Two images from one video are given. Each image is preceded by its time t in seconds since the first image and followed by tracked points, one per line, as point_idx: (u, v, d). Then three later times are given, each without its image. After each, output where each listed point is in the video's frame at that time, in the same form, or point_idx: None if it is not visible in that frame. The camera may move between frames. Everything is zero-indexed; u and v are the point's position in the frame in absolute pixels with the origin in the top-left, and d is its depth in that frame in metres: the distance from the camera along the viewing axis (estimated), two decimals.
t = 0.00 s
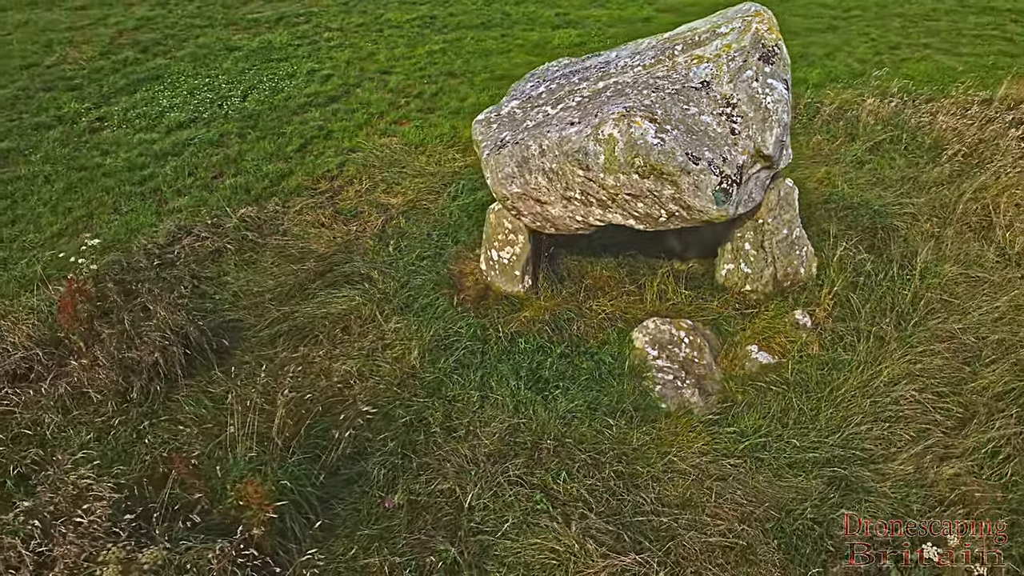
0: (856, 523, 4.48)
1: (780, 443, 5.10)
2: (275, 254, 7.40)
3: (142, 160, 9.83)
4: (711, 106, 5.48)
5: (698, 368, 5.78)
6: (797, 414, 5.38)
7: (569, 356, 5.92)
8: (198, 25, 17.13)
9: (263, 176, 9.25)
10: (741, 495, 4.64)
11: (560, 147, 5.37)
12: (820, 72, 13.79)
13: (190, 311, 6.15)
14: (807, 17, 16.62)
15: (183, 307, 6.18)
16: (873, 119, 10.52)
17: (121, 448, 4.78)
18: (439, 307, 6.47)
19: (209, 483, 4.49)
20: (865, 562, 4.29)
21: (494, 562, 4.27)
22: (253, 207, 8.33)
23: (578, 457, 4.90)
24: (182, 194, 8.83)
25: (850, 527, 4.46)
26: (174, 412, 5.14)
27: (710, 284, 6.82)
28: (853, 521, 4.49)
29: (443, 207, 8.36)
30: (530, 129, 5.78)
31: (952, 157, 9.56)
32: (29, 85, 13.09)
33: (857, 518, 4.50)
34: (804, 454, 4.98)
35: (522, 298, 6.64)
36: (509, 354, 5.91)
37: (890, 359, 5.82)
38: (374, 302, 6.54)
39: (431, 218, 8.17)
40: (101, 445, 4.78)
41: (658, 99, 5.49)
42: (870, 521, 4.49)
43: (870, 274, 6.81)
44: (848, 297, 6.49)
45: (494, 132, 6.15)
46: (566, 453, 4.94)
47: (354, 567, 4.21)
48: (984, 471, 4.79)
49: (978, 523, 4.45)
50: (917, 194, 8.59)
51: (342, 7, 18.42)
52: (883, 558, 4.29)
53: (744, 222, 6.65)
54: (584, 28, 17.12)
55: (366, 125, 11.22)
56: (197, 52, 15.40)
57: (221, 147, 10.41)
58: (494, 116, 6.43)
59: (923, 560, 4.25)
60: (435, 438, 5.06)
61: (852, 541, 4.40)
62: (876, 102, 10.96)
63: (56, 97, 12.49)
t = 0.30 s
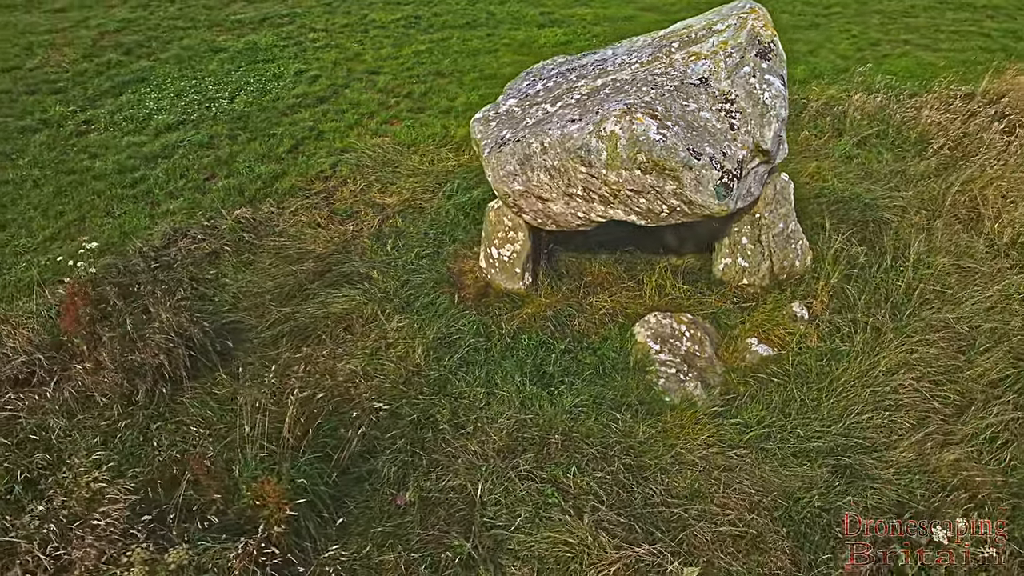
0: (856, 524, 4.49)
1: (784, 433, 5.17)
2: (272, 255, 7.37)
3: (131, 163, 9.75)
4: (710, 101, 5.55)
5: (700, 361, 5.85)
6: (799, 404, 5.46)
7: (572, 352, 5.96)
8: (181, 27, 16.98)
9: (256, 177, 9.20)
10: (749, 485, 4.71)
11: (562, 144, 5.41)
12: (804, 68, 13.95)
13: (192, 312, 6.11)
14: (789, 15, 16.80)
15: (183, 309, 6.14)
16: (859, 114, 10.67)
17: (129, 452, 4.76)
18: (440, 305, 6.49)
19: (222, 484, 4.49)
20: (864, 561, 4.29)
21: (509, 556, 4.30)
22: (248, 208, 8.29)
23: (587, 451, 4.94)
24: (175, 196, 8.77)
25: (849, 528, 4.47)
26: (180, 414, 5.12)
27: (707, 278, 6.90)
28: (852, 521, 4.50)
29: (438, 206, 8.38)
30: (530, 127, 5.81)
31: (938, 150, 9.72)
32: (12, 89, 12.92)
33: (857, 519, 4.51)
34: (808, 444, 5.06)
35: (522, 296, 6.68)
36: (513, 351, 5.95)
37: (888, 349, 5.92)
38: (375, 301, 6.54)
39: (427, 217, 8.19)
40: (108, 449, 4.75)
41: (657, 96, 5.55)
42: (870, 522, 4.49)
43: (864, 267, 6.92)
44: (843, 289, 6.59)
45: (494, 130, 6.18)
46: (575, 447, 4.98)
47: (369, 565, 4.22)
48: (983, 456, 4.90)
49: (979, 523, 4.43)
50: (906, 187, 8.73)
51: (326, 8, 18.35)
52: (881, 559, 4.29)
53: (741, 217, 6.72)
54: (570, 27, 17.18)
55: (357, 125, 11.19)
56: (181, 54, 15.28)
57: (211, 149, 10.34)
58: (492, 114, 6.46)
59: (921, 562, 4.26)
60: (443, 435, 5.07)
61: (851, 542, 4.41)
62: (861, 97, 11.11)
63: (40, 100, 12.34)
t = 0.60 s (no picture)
0: (856, 523, 4.50)
1: (788, 425, 5.25)
2: (270, 257, 7.35)
3: (122, 167, 9.66)
4: (709, 99, 5.62)
5: (702, 356, 5.92)
6: (801, 396, 5.54)
7: (575, 349, 6.01)
8: (164, 30, 16.84)
9: (249, 180, 9.16)
10: (756, 476, 4.77)
11: (563, 143, 5.45)
12: (789, 66, 14.11)
13: (193, 315, 6.09)
14: (772, 14, 16.99)
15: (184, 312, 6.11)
16: (846, 111, 10.82)
17: (137, 456, 4.74)
18: (442, 304, 6.51)
19: (234, 487, 4.49)
20: (865, 562, 4.29)
21: (523, 551, 4.33)
22: (243, 211, 8.26)
23: (595, 446, 4.99)
24: (168, 199, 8.71)
25: (850, 527, 4.48)
26: (186, 418, 5.10)
27: (705, 274, 6.98)
28: (852, 521, 4.50)
29: (434, 206, 8.40)
30: (531, 126, 5.85)
31: (924, 146, 9.89)
32: None
33: (857, 518, 4.52)
34: (811, 435, 5.14)
35: (523, 294, 6.72)
36: (517, 349, 5.98)
37: (885, 341, 6.02)
38: (377, 301, 6.54)
39: (423, 217, 8.20)
40: (116, 453, 4.73)
41: (657, 94, 5.61)
42: (869, 521, 4.51)
43: (858, 261, 7.03)
44: (839, 283, 6.70)
45: (494, 130, 6.22)
46: (583, 443, 5.03)
47: (385, 563, 4.24)
48: (982, 444, 5.01)
49: (978, 522, 4.46)
50: (894, 183, 8.87)
51: (311, 10, 18.27)
52: (882, 559, 4.31)
53: (738, 213, 6.81)
54: (555, 28, 17.25)
55: (348, 127, 11.17)
56: (165, 57, 15.15)
57: (202, 152, 10.28)
58: (491, 114, 6.49)
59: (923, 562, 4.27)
60: (452, 432, 5.09)
61: (852, 541, 4.41)
62: (847, 95, 11.27)
63: (25, 105, 12.19)
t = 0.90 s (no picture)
0: (857, 523, 4.52)
1: (791, 420, 5.33)
2: (269, 262, 7.34)
3: (113, 174, 9.59)
4: (708, 100, 5.70)
5: (703, 354, 5.99)
6: (802, 391, 5.63)
7: (578, 348, 6.06)
8: (148, 36, 16.72)
9: (243, 186, 9.14)
10: (762, 470, 4.85)
11: (566, 145, 5.50)
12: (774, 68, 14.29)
13: (196, 321, 6.07)
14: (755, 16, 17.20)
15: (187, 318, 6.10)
16: (832, 112, 10.99)
17: (147, 463, 4.73)
18: (444, 306, 6.54)
19: (248, 493, 4.50)
20: (865, 561, 4.31)
21: (537, 549, 4.37)
22: (239, 217, 8.23)
23: (603, 444, 5.04)
24: (162, 206, 8.66)
25: (850, 528, 4.50)
26: (194, 424, 5.10)
27: (702, 273, 7.06)
28: (853, 521, 4.53)
29: (431, 210, 8.42)
30: (532, 129, 5.90)
31: (909, 144, 10.06)
32: None
33: (857, 519, 4.54)
34: (814, 429, 5.22)
35: (524, 295, 6.77)
36: (520, 349, 6.02)
37: (881, 335, 6.13)
38: (379, 304, 6.55)
39: (420, 220, 8.22)
40: (124, 461, 4.71)
41: (657, 95, 5.68)
42: (870, 522, 4.53)
43: (852, 258, 7.15)
44: (834, 280, 6.81)
45: (494, 133, 6.26)
46: (590, 441, 5.07)
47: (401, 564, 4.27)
48: (981, 434, 5.12)
49: (978, 522, 4.46)
50: (882, 181, 9.02)
51: (295, 16, 18.23)
52: (883, 559, 4.32)
53: (735, 212, 6.89)
54: (541, 31, 17.34)
55: (339, 132, 11.17)
56: (151, 63, 15.05)
57: (194, 158, 10.23)
58: (489, 117, 6.53)
59: (923, 562, 4.28)
60: (460, 433, 5.12)
61: (852, 541, 4.43)
62: (832, 96, 11.44)
63: (10, 113, 12.06)
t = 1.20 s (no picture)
0: (857, 524, 4.53)
1: (794, 417, 5.41)
2: (268, 269, 7.33)
3: (104, 183, 9.52)
4: (706, 103, 5.78)
5: (704, 354, 6.06)
6: (803, 388, 5.71)
7: (581, 350, 6.10)
8: (133, 45, 16.62)
9: (238, 193, 9.11)
10: (769, 467, 4.91)
11: (568, 148, 5.57)
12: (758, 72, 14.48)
13: (199, 329, 6.06)
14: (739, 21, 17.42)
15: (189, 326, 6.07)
16: (819, 115, 11.17)
17: (157, 471, 4.72)
18: (446, 310, 6.56)
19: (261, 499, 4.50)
20: (865, 561, 4.31)
21: (551, 549, 4.39)
22: (235, 224, 8.21)
23: (611, 444, 5.07)
24: (156, 215, 8.61)
25: (850, 528, 4.51)
26: (201, 433, 5.08)
27: (700, 274, 7.14)
28: (853, 522, 4.54)
29: (427, 215, 8.45)
30: (533, 133, 5.96)
31: (896, 145, 10.24)
32: None
33: (858, 520, 4.55)
34: (818, 425, 5.30)
35: (524, 299, 6.81)
36: (524, 352, 6.06)
37: (878, 332, 6.23)
38: (380, 309, 6.56)
39: (417, 226, 8.24)
40: (134, 470, 4.69)
41: (656, 99, 5.76)
42: (870, 522, 4.53)
43: (845, 258, 7.28)
44: (829, 280, 6.93)
45: (494, 137, 6.31)
46: (598, 442, 5.11)
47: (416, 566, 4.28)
48: (980, 427, 5.22)
49: (980, 523, 4.47)
50: (871, 181, 9.17)
51: (281, 23, 18.20)
52: (883, 559, 4.33)
53: (731, 213, 6.98)
54: (528, 37, 17.45)
55: (331, 139, 11.17)
56: (137, 72, 14.95)
57: (185, 166, 10.18)
58: (488, 122, 6.58)
59: (923, 562, 4.29)
60: (469, 436, 5.14)
61: (851, 540, 4.43)
62: (818, 99, 11.63)
63: None
